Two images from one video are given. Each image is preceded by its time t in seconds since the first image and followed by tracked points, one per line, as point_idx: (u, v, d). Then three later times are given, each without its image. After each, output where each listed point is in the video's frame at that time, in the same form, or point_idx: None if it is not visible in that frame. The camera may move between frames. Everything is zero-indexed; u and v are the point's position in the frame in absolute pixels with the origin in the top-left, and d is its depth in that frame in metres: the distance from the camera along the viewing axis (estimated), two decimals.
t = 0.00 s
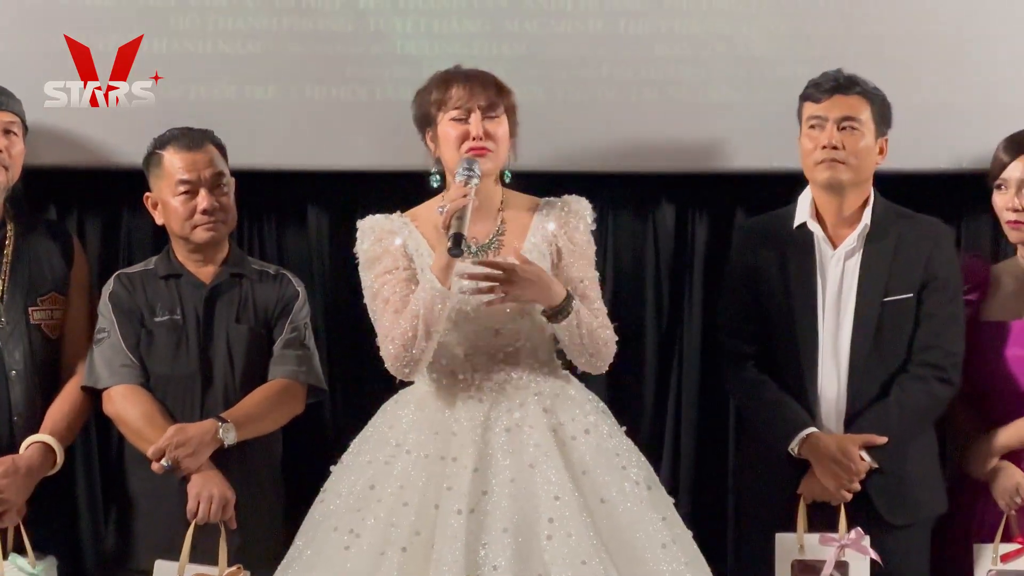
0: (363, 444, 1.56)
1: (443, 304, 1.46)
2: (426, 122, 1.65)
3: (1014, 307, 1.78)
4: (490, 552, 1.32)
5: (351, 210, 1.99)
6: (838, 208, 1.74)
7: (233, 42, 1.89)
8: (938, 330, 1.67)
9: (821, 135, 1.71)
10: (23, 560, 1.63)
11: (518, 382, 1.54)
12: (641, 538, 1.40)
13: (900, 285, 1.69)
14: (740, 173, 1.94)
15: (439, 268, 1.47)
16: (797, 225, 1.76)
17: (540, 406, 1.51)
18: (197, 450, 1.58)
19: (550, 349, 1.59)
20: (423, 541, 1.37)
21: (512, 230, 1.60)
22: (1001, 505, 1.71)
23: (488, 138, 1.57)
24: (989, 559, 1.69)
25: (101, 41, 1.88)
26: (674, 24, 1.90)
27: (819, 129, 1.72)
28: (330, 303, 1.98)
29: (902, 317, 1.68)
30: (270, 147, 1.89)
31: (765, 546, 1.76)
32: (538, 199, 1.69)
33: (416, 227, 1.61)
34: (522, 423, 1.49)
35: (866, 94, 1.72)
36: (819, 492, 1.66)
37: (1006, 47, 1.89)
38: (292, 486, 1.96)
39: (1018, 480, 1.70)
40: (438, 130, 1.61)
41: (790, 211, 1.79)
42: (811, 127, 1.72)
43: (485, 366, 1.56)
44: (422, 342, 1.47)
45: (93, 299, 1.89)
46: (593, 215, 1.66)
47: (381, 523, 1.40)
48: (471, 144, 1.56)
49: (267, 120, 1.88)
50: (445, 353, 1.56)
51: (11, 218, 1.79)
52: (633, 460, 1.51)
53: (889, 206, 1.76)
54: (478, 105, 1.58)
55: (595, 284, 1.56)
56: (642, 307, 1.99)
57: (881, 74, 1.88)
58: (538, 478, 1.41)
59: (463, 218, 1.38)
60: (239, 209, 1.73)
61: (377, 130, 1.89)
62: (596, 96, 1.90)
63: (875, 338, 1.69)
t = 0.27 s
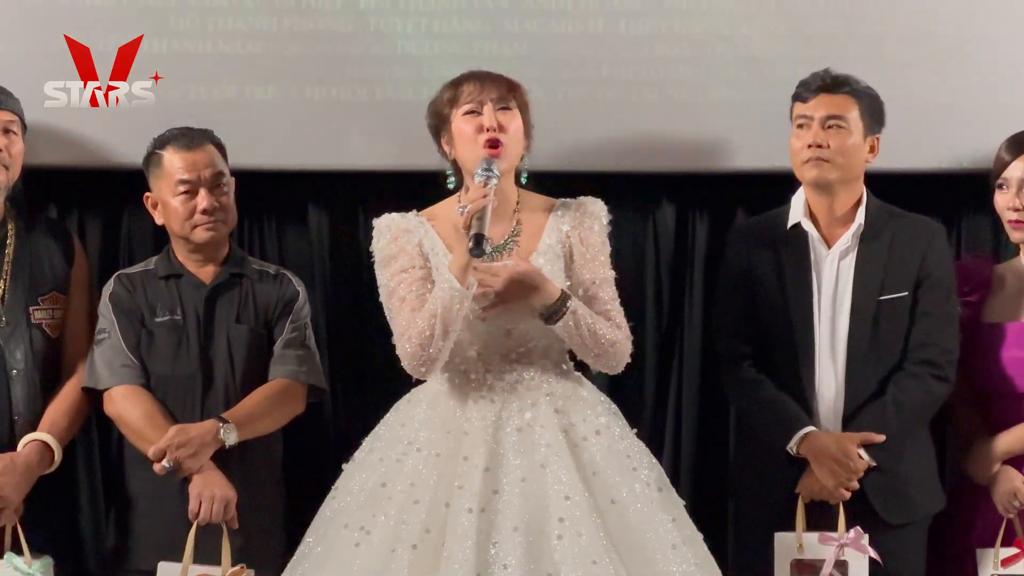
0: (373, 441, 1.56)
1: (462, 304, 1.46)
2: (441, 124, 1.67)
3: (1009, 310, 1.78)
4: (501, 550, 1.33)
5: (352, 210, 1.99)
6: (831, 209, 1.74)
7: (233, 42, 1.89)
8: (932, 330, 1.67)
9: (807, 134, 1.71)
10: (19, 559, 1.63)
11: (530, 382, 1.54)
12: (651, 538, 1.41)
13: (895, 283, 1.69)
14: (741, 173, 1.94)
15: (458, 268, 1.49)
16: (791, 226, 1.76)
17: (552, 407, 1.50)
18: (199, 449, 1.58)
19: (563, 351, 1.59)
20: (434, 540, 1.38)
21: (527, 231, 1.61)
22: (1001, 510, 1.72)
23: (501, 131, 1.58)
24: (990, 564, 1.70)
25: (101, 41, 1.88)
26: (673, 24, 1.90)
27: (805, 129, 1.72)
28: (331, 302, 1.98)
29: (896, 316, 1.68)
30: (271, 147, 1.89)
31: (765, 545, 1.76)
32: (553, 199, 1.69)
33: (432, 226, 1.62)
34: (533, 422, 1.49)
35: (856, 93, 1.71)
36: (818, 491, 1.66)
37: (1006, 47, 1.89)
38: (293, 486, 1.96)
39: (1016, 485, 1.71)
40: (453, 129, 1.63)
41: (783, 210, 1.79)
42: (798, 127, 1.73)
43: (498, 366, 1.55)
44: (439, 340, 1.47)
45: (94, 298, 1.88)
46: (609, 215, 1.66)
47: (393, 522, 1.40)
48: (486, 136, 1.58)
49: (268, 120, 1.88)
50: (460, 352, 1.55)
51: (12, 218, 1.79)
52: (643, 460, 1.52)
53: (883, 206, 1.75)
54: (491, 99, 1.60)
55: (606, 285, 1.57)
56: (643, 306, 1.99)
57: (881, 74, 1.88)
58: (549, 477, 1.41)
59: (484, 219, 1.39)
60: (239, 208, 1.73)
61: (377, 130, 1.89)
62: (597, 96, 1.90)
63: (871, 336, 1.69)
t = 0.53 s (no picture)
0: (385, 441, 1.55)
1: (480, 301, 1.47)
2: (458, 124, 1.69)
3: (1011, 310, 1.78)
4: (512, 548, 1.33)
5: (352, 209, 2.00)
6: (825, 209, 1.74)
7: (234, 41, 1.89)
8: (931, 327, 1.67)
9: (796, 134, 1.71)
10: (17, 554, 1.64)
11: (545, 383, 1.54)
12: (662, 538, 1.41)
13: (893, 282, 1.69)
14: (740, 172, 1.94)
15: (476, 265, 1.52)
16: (788, 225, 1.76)
17: (565, 408, 1.51)
18: (199, 450, 1.58)
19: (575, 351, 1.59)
20: (448, 538, 1.38)
21: (545, 232, 1.61)
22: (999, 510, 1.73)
23: (518, 127, 1.59)
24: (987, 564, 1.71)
25: (101, 41, 1.88)
26: (673, 24, 1.90)
27: (794, 130, 1.72)
28: (331, 302, 1.98)
29: (895, 314, 1.69)
30: (271, 147, 1.89)
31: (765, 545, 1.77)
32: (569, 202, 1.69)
33: (451, 223, 1.63)
34: (545, 421, 1.50)
35: (844, 94, 1.71)
36: (819, 490, 1.66)
37: (1006, 47, 1.89)
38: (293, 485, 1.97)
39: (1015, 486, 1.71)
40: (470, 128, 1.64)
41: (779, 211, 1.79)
42: (788, 129, 1.73)
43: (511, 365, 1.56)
44: (457, 337, 1.48)
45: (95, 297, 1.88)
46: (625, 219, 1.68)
47: (406, 519, 1.40)
48: (503, 132, 1.59)
49: (268, 120, 1.88)
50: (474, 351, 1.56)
51: (12, 217, 1.79)
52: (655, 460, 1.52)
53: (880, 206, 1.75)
54: (507, 96, 1.62)
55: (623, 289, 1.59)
56: (643, 306, 1.99)
57: (880, 74, 1.89)
58: (562, 476, 1.42)
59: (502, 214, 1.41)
60: (239, 207, 1.73)
61: (377, 130, 1.89)
62: (597, 96, 1.90)
63: (869, 335, 1.69)
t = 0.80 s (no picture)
0: (393, 440, 1.56)
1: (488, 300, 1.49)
2: (468, 125, 1.69)
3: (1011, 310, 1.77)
4: (523, 547, 1.33)
5: (352, 208, 2.00)
6: (823, 207, 1.74)
7: (234, 41, 1.89)
8: (928, 327, 1.67)
9: (794, 135, 1.71)
10: (22, 559, 1.63)
11: (554, 383, 1.55)
12: (671, 537, 1.41)
13: (891, 281, 1.69)
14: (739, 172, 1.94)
15: (485, 264, 1.51)
16: (786, 224, 1.76)
17: (574, 407, 1.52)
18: (199, 449, 1.59)
19: (582, 349, 1.60)
20: (458, 536, 1.38)
21: (553, 231, 1.62)
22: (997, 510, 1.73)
23: (531, 133, 1.59)
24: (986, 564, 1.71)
25: (101, 41, 1.88)
26: (673, 24, 1.90)
27: (792, 130, 1.72)
28: (331, 301, 1.99)
29: (893, 314, 1.69)
30: (271, 146, 1.89)
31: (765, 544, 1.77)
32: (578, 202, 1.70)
33: (460, 223, 1.62)
34: (553, 421, 1.50)
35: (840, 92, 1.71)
36: (813, 489, 1.67)
37: (1005, 46, 1.89)
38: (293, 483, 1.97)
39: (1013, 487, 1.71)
40: (482, 131, 1.64)
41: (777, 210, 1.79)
42: (784, 129, 1.73)
43: (520, 365, 1.56)
44: (465, 336, 1.51)
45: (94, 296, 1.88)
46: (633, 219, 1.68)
47: (415, 518, 1.40)
48: (516, 139, 1.58)
49: (268, 119, 1.89)
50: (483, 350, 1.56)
51: (12, 216, 1.80)
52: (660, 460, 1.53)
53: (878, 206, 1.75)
54: (519, 102, 1.61)
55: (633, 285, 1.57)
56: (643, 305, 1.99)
57: (880, 74, 1.89)
58: (571, 476, 1.42)
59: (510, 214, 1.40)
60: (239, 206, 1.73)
61: (377, 129, 1.90)
62: (596, 95, 1.90)
63: (867, 335, 1.69)
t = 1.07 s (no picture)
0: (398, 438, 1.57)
1: (492, 298, 1.50)
2: (473, 124, 1.69)
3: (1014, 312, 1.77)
4: (527, 544, 1.33)
5: (351, 207, 2.00)
6: (824, 206, 1.73)
7: (233, 40, 1.89)
8: (926, 327, 1.67)
9: (802, 135, 1.70)
10: (25, 560, 1.63)
11: (558, 381, 1.55)
12: (673, 535, 1.40)
13: (888, 280, 1.69)
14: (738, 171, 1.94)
15: (490, 263, 1.51)
16: (785, 224, 1.76)
17: (579, 405, 1.53)
18: (198, 448, 1.59)
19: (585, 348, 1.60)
20: (462, 534, 1.38)
21: (556, 231, 1.63)
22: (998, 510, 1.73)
23: (534, 132, 1.59)
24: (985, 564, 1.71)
25: (101, 41, 1.88)
26: (672, 23, 1.90)
27: (799, 130, 1.71)
28: (330, 301, 1.99)
29: (890, 314, 1.69)
30: (271, 145, 1.89)
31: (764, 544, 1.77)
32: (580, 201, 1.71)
33: (463, 222, 1.63)
34: (557, 420, 1.50)
35: (842, 90, 1.71)
36: (808, 488, 1.67)
37: (1004, 45, 1.89)
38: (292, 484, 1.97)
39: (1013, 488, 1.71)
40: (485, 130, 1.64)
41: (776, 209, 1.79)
42: (791, 128, 1.71)
43: (523, 363, 1.56)
44: (470, 335, 1.51)
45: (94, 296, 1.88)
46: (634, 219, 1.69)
47: (419, 516, 1.40)
48: (519, 137, 1.59)
49: (267, 119, 1.89)
50: (487, 349, 1.55)
51: (12, 216, 1.80)
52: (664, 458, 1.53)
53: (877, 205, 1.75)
54: (524, 100, 1.62)
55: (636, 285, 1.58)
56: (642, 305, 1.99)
57: (879, 73, 1.89)
58: (575, 474, 1.42)
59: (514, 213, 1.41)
60: (239, 205, 1.73)
61: (376, 128, 1.90)
62: (596, 95, 1.90)
63: (864, 334, 1.70)
